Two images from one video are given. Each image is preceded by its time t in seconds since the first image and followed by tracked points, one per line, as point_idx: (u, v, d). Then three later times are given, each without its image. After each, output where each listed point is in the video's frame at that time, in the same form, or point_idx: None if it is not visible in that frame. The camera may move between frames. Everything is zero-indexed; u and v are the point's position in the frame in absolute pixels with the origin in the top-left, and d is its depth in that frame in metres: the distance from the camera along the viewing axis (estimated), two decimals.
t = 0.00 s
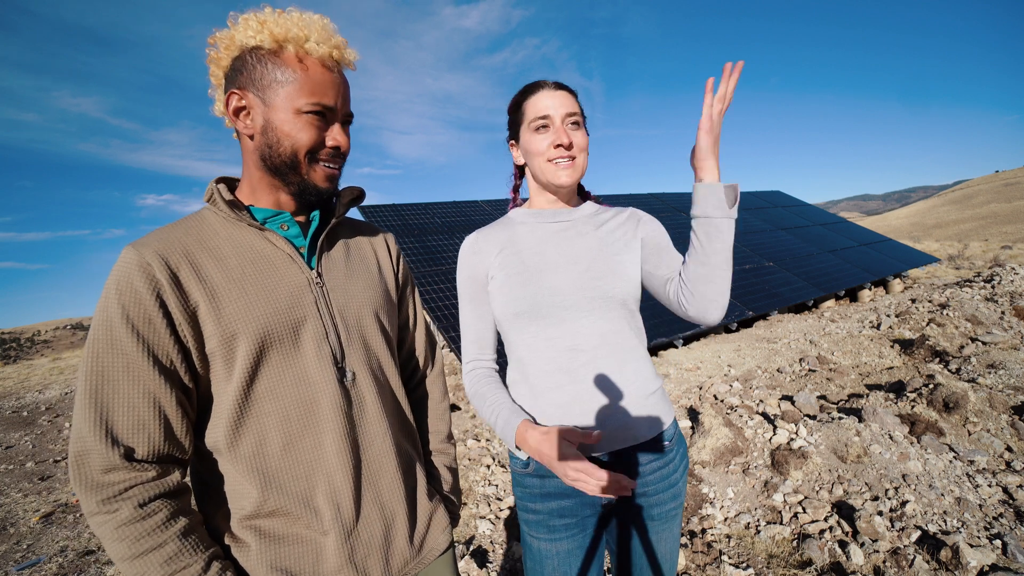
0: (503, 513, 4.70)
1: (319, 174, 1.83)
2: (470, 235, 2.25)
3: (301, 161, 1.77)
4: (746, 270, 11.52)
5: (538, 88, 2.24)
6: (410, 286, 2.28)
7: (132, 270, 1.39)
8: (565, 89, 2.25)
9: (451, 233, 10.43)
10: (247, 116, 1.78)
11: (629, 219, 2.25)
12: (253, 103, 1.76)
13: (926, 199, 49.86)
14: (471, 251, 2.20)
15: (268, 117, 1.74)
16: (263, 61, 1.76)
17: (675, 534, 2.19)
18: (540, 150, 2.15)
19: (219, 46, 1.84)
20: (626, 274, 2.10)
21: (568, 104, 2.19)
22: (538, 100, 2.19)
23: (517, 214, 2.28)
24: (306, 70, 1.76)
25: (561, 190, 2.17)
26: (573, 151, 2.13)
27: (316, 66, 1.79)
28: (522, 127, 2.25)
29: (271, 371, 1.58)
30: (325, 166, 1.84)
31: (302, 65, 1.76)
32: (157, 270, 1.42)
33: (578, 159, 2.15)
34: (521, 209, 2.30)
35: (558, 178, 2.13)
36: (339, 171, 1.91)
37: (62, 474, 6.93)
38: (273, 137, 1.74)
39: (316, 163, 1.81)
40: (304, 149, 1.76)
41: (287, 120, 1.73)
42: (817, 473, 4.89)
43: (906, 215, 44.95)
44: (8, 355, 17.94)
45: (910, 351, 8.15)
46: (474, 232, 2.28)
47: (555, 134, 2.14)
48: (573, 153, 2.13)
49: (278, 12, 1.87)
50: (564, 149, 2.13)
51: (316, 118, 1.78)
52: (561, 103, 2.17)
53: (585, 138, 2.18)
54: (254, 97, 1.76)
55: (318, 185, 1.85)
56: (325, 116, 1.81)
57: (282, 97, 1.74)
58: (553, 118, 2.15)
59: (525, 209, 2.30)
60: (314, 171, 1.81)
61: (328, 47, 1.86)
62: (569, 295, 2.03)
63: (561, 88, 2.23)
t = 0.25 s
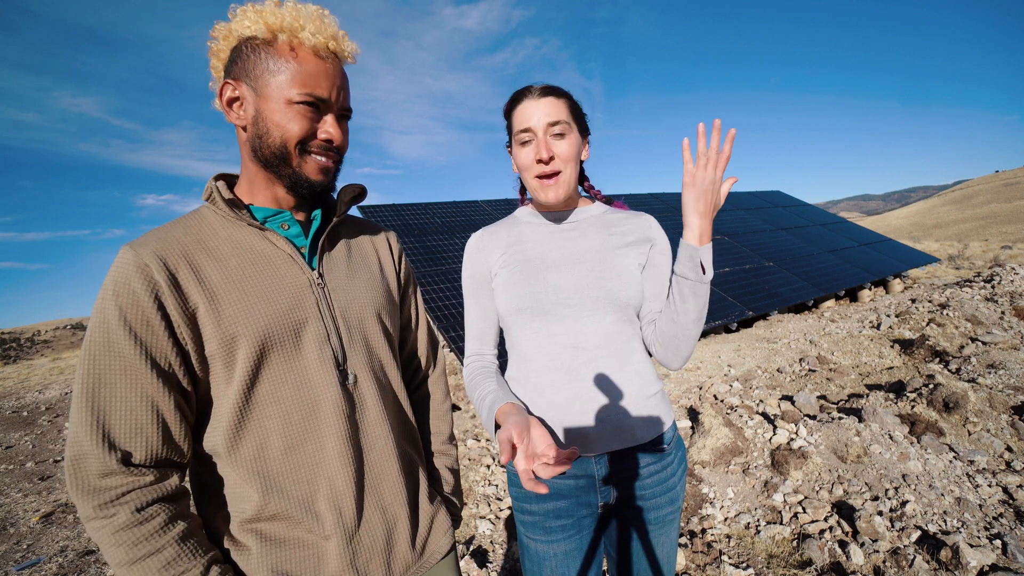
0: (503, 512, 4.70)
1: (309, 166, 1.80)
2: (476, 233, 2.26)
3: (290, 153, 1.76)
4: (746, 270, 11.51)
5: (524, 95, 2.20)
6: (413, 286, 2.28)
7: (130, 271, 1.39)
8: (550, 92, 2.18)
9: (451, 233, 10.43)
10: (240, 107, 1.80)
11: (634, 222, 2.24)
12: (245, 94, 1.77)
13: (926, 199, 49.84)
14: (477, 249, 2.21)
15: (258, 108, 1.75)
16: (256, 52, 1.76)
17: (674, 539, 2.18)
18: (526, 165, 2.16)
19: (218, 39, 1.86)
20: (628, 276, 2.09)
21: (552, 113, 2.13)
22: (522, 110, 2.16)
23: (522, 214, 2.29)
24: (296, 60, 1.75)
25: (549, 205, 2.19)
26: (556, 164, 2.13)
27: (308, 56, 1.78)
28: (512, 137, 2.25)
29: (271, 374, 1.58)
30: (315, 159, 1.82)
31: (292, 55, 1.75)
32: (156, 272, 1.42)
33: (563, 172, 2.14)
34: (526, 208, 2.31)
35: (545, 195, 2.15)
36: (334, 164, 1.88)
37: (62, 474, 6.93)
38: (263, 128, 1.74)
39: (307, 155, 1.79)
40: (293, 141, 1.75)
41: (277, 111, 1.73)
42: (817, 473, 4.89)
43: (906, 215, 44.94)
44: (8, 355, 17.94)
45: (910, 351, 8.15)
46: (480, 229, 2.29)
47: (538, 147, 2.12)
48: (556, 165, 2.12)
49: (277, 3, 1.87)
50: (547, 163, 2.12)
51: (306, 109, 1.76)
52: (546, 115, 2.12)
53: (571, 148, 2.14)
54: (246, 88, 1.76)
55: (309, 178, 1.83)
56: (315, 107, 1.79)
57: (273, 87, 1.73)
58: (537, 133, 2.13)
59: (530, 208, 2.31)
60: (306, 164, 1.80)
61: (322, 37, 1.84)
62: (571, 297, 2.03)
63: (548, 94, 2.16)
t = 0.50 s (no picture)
0: (503, 512, 4.70)
1: (308, 165, 1.81)
2: (472, 231, 2.25)
3: (287, 150, 1.76)
4: (746, 270, 11.51)
5: (538, 93, 2.18)
6: (416, 286, 2.29)
7: (130, 271, 1.40)
8: (564, 93, 2.18)
9: (451, 233, 10.43)
10: (239, 104, 1.80)
11: (633, 221, 2.25)
12: (243, 91, 1.78)
13: (926, 199, 49.86)
14: (474, 247, 2.20)
15: (255, 106, 1.75)
16: (254, 48, 1.76)
17: (671, 538, 2.19)
18: (539, 164, 2.14)
19: (218, 35, 1.87)
20: (627, 275, 2.10)
21: (569, 113, 2.14)
22: (537, 108, 2.14)
23: (521, 212, 2.29)
24: (293, 56, 1.75)
25: (562, 204, 2.17)
26: (572, 165, 2.12)
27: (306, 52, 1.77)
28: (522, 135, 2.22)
29: (270, 375, 1.58)
30: (314, 157, 1.82)
31: (291, 52, 1.75)
32: (155, 272, 1.42)
33: (577, 171, 2.14)
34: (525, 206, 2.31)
35: (559, 193, 2.13)
36: (332, 162, 1.87)
37: (62, 474, 6.93)
38: (260, 125, 1.74)
39: (303, 153, 1.79)
40: (290, 138, 1.75)
41: (274, 107, 1.73)
42: (817, 473, 4.89)
43: (906, 215, 44.95)
44: (8, 355, 17.94)
45: (910, 351, 8.15)
46: (476, 227, 2.28)
47: (553, 147, 2.11)
48: (571, 167, 2.12)
49: None
50: (563, 164, 2.11)
51: (303, 107, 1.76)
52: (561, 115, 2.12)
53: (586, 149, 2.15)
54: (244, 85, 1.77)
55: (308, 176, 1.82)
56: (313, 104, 1.78)
57: (271, 83, 1.73)
58: (554, 132, 2.12)
59: (529, 207, 2.30)
60: (303, 162, 1.80)
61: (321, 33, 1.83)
62: (571, 296, 2.04)
63: (564, 93, 2.16)
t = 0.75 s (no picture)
0: (503, 513, 4.70)
1: (310, 165, 1.80)
2: (470, 230, 2.25)
3: (290, 151, 1.76)
4: (746, 270, 11.52)
5: (517, 92, 2.21)
6: (418, 287, 2.28)
7: (128, 271, 1.40)
8: (543, 88, 2.19)
9: (451, 233, 10.43)
10: (240, 106, 1.81)
11: (633, 220, 2.25)
12: (244, 93, 1.78)
13: (926, 199, 49.85)
14: (473, 246, 2.20)
15: (257, 107, 1.75)
16: (253, 49, 1.76)
17: (669, 536, 2.19)
18: (520, 162, 2.18)
19: (217, 37, 1.86)
20: (626, 275, 2.10)
21: (546, 110, 2.13)
22: (515, 107, 2.17)
23: (518, 211, 2.29)
24: (292, 56, 1.75)
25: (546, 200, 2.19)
26: (549, 160, 2.13)
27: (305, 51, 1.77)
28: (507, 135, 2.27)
29: (265, 377, 1.58)
30: (316, 158, 1.82)
31: (290, 51, 1.75)
32: (153, 272, 1.43)
33: (558, 166, 2.14)
34: (521, 206, 2.31)
35: (541, 189, 2.15)
36: (335, 162, 1.87)
37: (62, 474, 6.93)
38: (263, 127, 1.75)
39: (307, 154, 1.79)
40: (292, 139, 1.75)
41: (277, 109, 1.73)
42: (817, 473, 4.89)
43: (906, 215, 44.96)
44: (7, 355, 17.94)
45: (910, 351, 8.15)
46: (475, 226, 2.28)
47: (530, 144, 2.14)
48: (549, 161, 2.13)
49: None
50: (540, 159, 2.12)
51: (304, 107, 1.76)
52: (537, 111, 2.13)
53: (566, 144, 2.14)
54: (245, 87, 1.77)
55: (310, 178, 1.82)
56: (315, 104, 1.78)
57: (272, 85, 1.74)
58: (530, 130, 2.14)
59: (526, 207, 2.31)
60: (306, 163, 1.80)
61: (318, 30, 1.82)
62: (570, 296, 2.04)
63: (541, 90, 2.17)
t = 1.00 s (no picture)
0: (503, 513, 4.70)
1: (285, 168, 1.77)
2: (470, 228, 2.25)
3: (265, 154, 1.75)
4: (746, 270, 11.52)
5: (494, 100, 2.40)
6: (415, 289, 2.28)
7: (128, 267, 1.40)
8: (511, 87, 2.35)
9: (451, 233, 10.43)
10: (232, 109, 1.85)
11: (632, 219, 2.26)
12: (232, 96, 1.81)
13: (926, 199, 49.89)
14: (471, 244, 2.20)
15: (239, 110, 1.78)
16: (235, 52, 1.78)
17: (668, 532, 2.19)
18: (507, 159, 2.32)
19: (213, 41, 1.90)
20: (625, 274, 2.10)
21: (518, 100, 2.24)
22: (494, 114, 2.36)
23: (517, 209, 2.30)
24: (265, 57, 1.72)
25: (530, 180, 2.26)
26: (525, 143, 2.21)
27: (277, 48, 1.73)
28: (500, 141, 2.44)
29: (260, 375, 1.58)
30: (292, 160, 1.78)
31: (262, 51, 1.73)
32: (152, 268, 1.43)
33: (535, 146, 2.20)
34: (520, 202, 2.33)
35: (525, 171, 2.23)
36: (312, 162, 1.81)
37: (62, 474, 6.93)
38: (243, 131, 1.76)
39: (281, 156, 1.76)
40: (266, 141, 1.73)
41: (253, 111, 1.73)
42: (817, 473, 4.89)
43: (906, 215, 44.96)
44: (8, 355, 17.94)
45: (910, 351, 8.15)
46: (474, 224, 2.29)
47: (507, 137, 2.26)
48: (525, 143, 2.21)
49: None
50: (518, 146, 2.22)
51: (278, 107, 1.75)
52: (506, 105, 2.27)
53: (542, 125, 2.20)
54: (232, 91, 1.79)
55: (286, 181, 1.79)
56: (286, 104, 1.75)
57: (249, 87, 1.73)
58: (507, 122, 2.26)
59: (524, 204, 2.32)
60: (280, 165, 1.77)
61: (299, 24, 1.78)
62: (569, 295, 2.03)
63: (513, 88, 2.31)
